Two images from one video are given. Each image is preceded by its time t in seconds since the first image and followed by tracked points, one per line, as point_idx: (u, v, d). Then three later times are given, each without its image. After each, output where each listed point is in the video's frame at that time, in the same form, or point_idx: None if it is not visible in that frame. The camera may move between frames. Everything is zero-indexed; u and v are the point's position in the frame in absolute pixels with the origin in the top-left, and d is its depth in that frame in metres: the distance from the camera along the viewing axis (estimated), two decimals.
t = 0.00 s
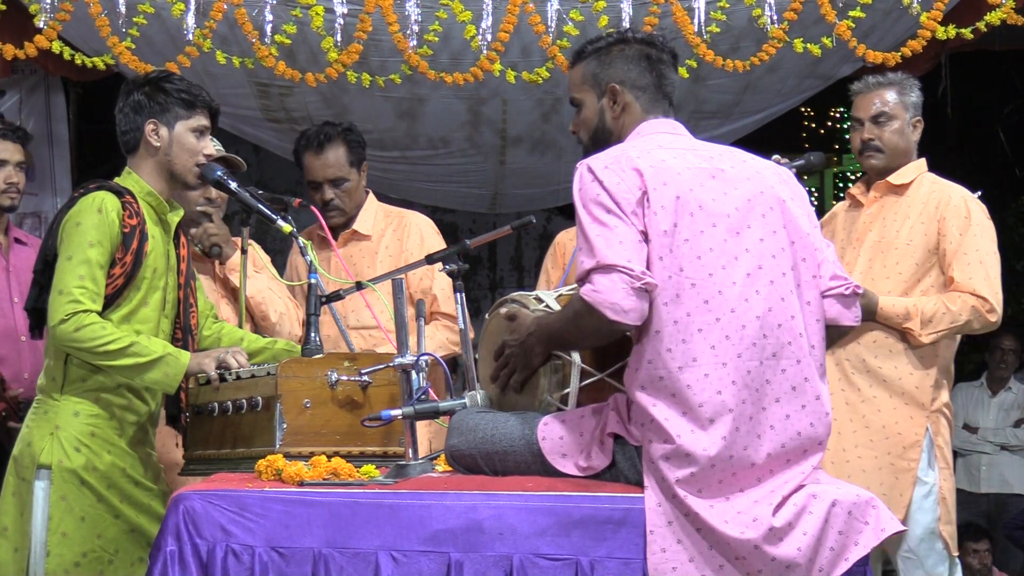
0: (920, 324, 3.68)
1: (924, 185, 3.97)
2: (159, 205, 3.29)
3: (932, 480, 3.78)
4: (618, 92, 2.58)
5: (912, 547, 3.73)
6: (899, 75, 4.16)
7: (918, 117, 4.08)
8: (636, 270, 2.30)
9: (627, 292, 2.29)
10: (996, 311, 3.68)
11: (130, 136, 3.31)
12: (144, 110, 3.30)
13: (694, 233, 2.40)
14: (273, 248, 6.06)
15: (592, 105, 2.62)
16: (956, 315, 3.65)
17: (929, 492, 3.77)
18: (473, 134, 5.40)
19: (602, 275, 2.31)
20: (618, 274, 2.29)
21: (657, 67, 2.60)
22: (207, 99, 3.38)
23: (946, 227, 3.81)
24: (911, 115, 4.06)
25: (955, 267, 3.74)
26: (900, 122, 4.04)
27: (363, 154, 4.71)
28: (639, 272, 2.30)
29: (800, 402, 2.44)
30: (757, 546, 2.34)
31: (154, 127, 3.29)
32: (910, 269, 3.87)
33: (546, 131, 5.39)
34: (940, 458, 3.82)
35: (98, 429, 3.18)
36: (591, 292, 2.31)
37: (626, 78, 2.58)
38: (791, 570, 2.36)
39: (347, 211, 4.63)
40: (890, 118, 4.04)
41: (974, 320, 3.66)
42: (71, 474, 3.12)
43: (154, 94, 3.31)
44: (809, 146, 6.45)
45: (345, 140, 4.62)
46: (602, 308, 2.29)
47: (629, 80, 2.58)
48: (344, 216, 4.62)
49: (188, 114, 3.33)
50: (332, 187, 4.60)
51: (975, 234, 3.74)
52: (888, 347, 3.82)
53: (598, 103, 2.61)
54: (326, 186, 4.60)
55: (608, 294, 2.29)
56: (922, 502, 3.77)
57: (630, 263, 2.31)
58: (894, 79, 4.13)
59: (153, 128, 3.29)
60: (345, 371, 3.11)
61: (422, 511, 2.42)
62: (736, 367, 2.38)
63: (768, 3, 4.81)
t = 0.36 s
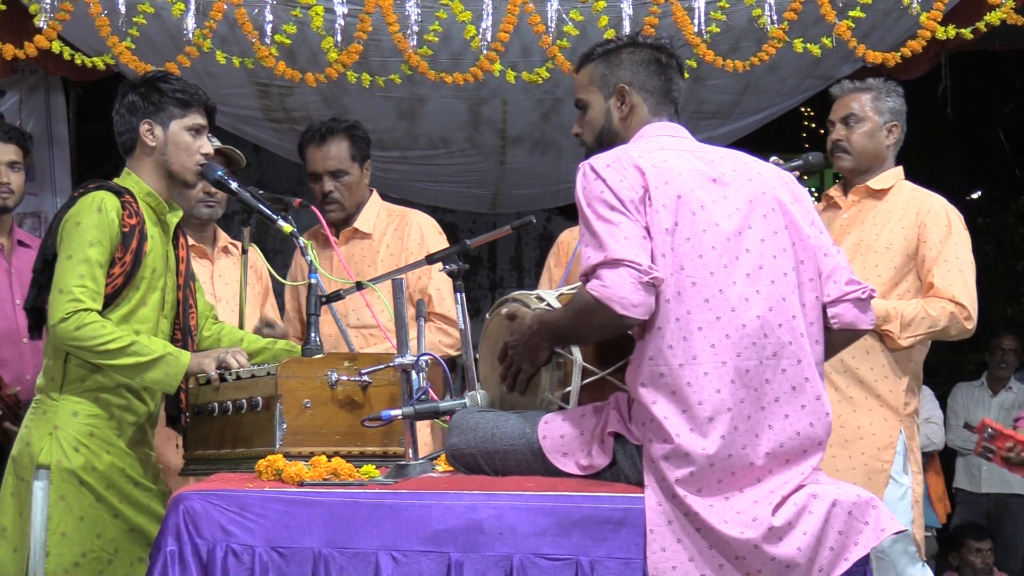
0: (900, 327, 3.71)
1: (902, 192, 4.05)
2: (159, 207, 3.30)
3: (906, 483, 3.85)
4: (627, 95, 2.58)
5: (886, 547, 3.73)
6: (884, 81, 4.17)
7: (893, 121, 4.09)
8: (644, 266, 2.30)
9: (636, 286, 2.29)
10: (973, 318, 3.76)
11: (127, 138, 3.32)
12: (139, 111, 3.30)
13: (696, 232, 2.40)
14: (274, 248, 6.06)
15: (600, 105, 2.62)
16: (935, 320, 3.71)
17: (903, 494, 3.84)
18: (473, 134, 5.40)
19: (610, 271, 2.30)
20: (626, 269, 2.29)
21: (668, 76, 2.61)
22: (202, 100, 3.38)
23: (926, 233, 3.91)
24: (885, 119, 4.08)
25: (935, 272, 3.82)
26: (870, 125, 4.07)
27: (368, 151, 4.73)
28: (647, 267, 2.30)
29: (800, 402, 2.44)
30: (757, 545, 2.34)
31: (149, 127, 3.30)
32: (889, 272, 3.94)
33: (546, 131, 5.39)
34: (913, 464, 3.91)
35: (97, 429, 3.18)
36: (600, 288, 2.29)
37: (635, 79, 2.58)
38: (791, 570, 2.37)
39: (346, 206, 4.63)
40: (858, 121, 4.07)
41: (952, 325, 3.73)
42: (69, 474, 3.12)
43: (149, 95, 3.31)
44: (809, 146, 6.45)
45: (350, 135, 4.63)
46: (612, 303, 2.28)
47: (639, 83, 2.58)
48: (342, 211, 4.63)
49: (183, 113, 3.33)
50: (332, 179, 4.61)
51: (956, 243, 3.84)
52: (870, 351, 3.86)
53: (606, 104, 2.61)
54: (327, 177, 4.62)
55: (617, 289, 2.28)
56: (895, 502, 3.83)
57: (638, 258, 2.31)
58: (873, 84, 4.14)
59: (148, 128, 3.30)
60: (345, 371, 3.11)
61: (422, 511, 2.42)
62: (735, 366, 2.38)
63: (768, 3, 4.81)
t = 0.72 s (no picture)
0: (898, 326, 3.71)
1: (896, 191, 4.04)
2: (160, 208, 3.30)
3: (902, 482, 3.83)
4: (632, 93, 2.58)
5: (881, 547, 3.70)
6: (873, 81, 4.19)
7: (883, 120, 4.09)
8: (634, 272, 2.31)
9: (626, 292, 2.30)
10: (972, 316, 3.76)
11: (127, 140, 3.33)
12: (137, 114, 3.31)
13: (697, 232, 2.40)
14: (273, 248, 6.05)
15: (605, 102, 2.62)
16: (933, 319, 3.70)
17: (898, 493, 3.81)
18: (473, 134, 5.40)
19: (600, 277, 2.31)
20: (616, 275, 2.30)
21: (676, 75, 2.61)
22: (201, 101, 3.37)
23: (922, 232, 3.91)
24: (875, 117, 4.08)
25: (932, 271, 3.83)
26: (861, 125, 4.07)
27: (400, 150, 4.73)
28: (637, 273, 2.31)
29: (799, 403, 2.43)
30: (756, 545, 2.34)
31: (148, 129, 3.30)
32: (885, 272, 3.94)
33: (546, 131, 5.39)
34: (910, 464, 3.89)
35: (96, 429, 3.18)
36: (589, 293, 2.31)
37: (639, 78, 2.58)
38: (791, 570, 2.37)
39: (372, 201, 4.65)
40: (848, 121, 4.08)
41: (951, 324, 3.72)
42: (69, 474, 3.12)
43: (148, 96, 3.31)
44: (809, 147, 6.46)
45: (383, 131, 4.65)
46: (600, 309, 2.30)
47: (646, 81, 2.58)
48: (367, 205, 4.64)
49: (181, 114, 3.33)
50: (360, 173, 4.62)
51: (951, 241, 3.85)
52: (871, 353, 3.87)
53: (611, 100, 2.61)
54: (354, 170, 4.63)
55: (606, 295, 2.29)
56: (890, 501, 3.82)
57: (628, 264, 2.32)
58: (861, 85, 4.16)
59: (147, 130, 3.30)
60: (345, 371, 3.11)
61: (423, 511, 2.43)
62: (734, 366, 2.39)
63: (768, 3, 4.81)
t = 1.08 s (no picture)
0: (898, 306, 3.78)
1: (902, 183, 4.09)
2: (160, 208, 3.30)
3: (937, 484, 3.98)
4: (638, 86, 2.58)
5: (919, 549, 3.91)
6: (880, 78, 4.25)
7: (885, 116, 4.13)
8: (635, 279, 2.31)
9: (626, 300, 2.30)
10: (975, 300, 3.74)
11: (125, 139, 3.33)
12: (136, 113, 3.31)
13: (699, 234, 2.40)
14: (273, 248, 6.05)
15: (614, 91, 2.62)
16: (932, 301, 3.75)
17: (932, 497, 3.97)
18: (473, 134, 5.40)
19: (601, 285, 2.31)
20: (616, 283, 2.30)
21: (686, 72, 2.60)
22: (201, 102, 3.38)
23: (925, 220, 3.94)
24: (876, 113, 4.13)
25: (932, 258, 3.86)
26: (860, 120, 4.14)
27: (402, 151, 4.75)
28: (637, 280, 2.31)
29: (800, 406, 2.43)
30: (756, 546, 2.34)
31: (146, 128, 3.30)
32: (894, 266, 3.98)
33: (546, 131, 5.39)
34: (943, 461, 4.01)
35: (97, 429, 3.19)
36: (590, 301, 2.31)
37: (648, 71, 2.58)
38: (791, 570, 2.37)
39: (376, 201, 4.64)
40: (848, 117, 4.15)
41: (951, 307, 3.74)
42: (70, 474, 3.12)
43: (148, 96, 3.32)
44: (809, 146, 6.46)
45: (387, 132, 4.66)
46: (602, 317, 2.30)
47: (654, 74, 2.58)
48: (371, 204, 4.62)
49: (181, 114, 3.33)
50: (363, 173, 4.62)
51: (953, 225, 3.86)
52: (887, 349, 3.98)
53: (619, 90, 2.61)
54: (359, 170, 4.63)
55: (608, 303, 2.29)
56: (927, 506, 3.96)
57: (628, 271, 2.32)
58: (866, 82, 4.23)
59: (146, 130, 3.30)
60: (345, 371, 3.11)
61: (422, 511, 2.42)
62: (735, 369, 2.39)
63: (768, 3, 4.81)
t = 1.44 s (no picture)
0: (884, 312, 3.77)
1: (892, 193, 4.06)
2: (160, 208, 3.30)
3: (914, 487, 3.89)
4: (642, 80, 2.55)
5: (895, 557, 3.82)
6: (870, 82, 4.23)
7: (873, 121, 4.12)
8: (633, 282, 2.31)
9: (625, 303, 2.30)
10: (960, 318, 3.73)
11: (127, 138, 3.32)
12: (138, 113, 3.31)
13: (701, 235, 2.39)
14: (273, 248, 6.05)
15: (621, 83, 2.60)
16: (917, 315, 3.74)
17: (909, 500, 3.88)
18: (473, 134, 5.40)
19: (600, 286, 2.31)
20: (615, 285, 2.30)
21: (692, 68, 2.55)
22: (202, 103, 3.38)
23: (916, 233, 3.92)
24: (863, 118, 4.12)
25: (921, 273, 3.84)
26: (848, 126, 4.13)
27: (389, 152, 4.75)
28: (636, 282, 2.31)
29: (802, 408, 2.43)
30: (757, 546, 2.34)
31: (148, 128, 3.30)
32: (881, 277, 3.97)
33: (546, 131, 5.39)
34: (923, 467, 3.92)
35: (98, 429, 3.19)
36: (589, 303, 2.31)
37: (654, 65, 2.54)
38: (791, 570, 2.37)
39: (365, 202, 4.65)
40: (835, 123, 4.14)
41: (935, 324, 3.73)
42: (71, 474, 3.12)
43: (150, 95, 3.31)
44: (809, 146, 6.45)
45: (375, 133, 4.66)
46: (600, 319, 2.30)
47: (659, 68, 2.54)
48: (361, 205, 4.63)
49: (182, 114, 3.33)
50: (354, 173, 4.63)
51: (943, 241, 3.85)
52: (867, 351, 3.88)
53: (625, 83, 2.59)
54: (349, 172, 4.63)
55: (606, 305, 2.30)
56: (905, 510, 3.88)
57: (627, 273, 2.32)
58: (855, 87, 4.21)
59: (147, 129, 3.30)
60: (345, 371, 3.11)
61: (422, 511, 2.42)
62: (736, 372, 2.39)
63: (768, 3, 4.81)
